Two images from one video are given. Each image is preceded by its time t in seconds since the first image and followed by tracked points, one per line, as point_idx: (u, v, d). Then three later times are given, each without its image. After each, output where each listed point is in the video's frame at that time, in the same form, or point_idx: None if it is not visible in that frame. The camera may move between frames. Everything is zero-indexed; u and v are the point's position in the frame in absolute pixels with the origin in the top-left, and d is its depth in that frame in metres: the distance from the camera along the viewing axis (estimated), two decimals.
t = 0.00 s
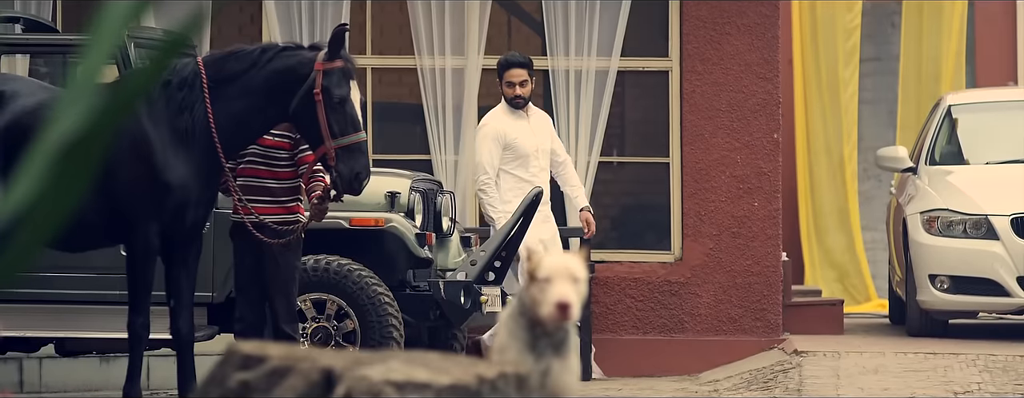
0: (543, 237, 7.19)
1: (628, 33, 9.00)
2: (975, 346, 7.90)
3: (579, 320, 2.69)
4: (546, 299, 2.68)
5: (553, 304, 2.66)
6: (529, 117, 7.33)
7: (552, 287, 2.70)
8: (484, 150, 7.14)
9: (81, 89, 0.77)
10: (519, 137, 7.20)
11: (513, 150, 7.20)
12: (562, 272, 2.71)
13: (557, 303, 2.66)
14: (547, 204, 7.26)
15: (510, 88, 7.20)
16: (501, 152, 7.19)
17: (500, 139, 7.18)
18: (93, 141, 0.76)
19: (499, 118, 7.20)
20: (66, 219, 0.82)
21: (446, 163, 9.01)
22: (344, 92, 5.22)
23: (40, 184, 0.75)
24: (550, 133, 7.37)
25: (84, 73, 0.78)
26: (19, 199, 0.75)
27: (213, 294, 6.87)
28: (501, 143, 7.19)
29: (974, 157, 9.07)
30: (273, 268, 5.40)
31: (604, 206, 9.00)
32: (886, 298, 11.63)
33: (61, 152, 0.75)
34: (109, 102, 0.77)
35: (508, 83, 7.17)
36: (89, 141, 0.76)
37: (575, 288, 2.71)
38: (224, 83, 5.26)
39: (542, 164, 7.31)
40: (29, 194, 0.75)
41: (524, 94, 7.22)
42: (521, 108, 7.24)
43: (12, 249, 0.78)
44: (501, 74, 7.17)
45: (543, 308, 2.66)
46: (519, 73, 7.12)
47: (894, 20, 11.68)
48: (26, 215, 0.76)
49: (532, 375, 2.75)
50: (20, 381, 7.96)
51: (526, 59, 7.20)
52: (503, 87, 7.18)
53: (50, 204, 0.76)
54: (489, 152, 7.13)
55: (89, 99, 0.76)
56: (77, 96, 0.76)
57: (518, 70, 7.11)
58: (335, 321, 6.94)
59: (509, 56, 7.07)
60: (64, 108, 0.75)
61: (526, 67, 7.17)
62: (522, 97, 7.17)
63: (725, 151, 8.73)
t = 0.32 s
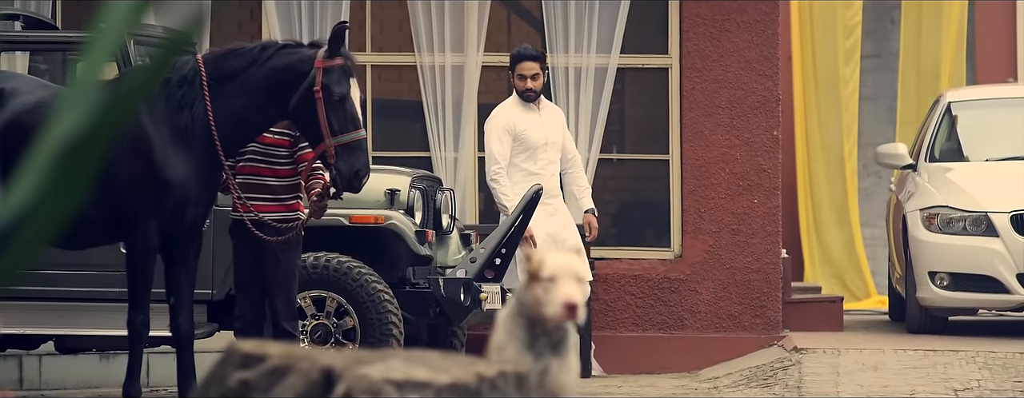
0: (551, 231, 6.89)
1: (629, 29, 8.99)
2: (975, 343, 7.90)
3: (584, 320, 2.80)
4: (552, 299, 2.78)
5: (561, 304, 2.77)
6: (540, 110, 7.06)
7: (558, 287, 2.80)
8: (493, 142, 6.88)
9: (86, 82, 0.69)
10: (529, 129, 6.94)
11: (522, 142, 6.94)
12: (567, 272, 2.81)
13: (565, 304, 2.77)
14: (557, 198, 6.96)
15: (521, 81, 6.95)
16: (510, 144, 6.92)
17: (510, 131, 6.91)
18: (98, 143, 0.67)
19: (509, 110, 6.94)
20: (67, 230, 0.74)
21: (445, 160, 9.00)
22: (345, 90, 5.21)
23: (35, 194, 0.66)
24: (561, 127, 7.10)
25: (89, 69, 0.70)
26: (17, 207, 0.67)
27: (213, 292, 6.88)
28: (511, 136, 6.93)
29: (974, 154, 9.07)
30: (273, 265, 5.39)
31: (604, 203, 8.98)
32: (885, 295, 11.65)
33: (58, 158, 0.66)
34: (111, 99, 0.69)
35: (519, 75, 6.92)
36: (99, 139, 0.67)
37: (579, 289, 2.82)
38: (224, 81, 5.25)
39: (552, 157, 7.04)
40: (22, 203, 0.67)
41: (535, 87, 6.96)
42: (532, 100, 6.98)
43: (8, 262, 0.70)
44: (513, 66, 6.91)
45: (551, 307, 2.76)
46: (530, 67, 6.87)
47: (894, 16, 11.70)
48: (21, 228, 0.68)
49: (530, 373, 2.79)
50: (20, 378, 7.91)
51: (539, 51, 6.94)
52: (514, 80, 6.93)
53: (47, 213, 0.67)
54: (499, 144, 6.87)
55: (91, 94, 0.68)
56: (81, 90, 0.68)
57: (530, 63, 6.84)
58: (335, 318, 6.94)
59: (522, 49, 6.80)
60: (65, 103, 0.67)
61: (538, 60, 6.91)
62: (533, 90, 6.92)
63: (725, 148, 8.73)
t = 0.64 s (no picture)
0: (558, 225, 6.88)
1: (628, 27, 8.99)
2: (974, 340, 7.90)
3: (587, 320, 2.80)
4: (554, 299, 2.79)
5: (563, 305, 2.78)
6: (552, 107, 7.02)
7: (559, 287, 2.81)
8: (501, 134, 6.87)
9: (84, 83, 0.70)
10: (537, 123, 6.91)
11: (529, 136, 6.92)
12: (569, 272, 2.83)
13: (567, 304, 2.78)
14: (566, 194, 6.93)
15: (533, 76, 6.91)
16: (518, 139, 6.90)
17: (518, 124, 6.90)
18: (101, 141, 0.68)
19: (518, 104, 6.94)
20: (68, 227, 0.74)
21: (445, 156, 8.99)
22: (344, 87, 5.22)
23: (36, 198, 0.67)
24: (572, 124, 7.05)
25: (89, 69, 0.71)
26: (16, 209, 0.68)
27: (213, 289, 6.87)
28: (519, 129, 6.91)
29: (974, 150, 9.06)
30: (273, 261, 5.39)
31: (604, 200, 8.99)
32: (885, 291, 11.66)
33: (59, 156, 0.66)
34: (112, 97, 0.70)
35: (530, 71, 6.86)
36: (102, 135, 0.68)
37: (581, 288, 2.83)
38: (224, 78, 5.24)
39: (562, 154, 6.99)
40: (20, 206, 0.68)
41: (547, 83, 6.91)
42: (543, 96, 6.94)
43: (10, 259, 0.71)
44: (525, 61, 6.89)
45: (553, 307, 2.77)
46: (542, 62, 6.81)
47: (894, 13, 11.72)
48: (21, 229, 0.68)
49: (530, 373, 2.80)
50: (19, 375, 7.88)
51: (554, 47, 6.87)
52: (525, 75, 6.89)
53: (48, 214, 0.68)
54: (506, 136, 6.86)
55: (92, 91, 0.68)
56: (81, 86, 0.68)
57: (541, 59, 6.79)
58: (335, 316, 6.95)
59: (533, 44, 6.74)
60: (68, 100, 0.67)
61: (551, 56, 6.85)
62: (544, 86, 6.87)
63: (725, 145, 8.72)
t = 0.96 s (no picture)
0: (568, 226, 6.49)
1: (627, 21, 8.98)
2: (974, 333, 7.90)
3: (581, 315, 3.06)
4: (552, 295, 3.02)
5: (560, 302, 3.01)
6: (575, 106, 6.61)
7: (558, 284, 3.04)
8: (517, 129, 6.53)
9: (85, 88, 1.12)
10: (556, 120, 6.53)
11: (547, 134, 6.54)
12: (566, 269, 3.06)
13: (564, 301, 3.02)
14: (584, 195, 6.52)
15: (557, 73, 6.53)
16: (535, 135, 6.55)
17: (537, 121, 6.54)
18: (93, 145, 1.10)
19: (540, 100, 6.57)
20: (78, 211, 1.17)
21: (444, 150, 8.96)
22: (344, 82, 5.22)
23: (46, 192, 1.09)
24: (596, 125, 6.64)
25: (84, 82, 1.12)
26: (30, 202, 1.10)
27: (212, 284, 6.87)
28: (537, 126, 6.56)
29: (973, 144, 9.06)
30: (272, 256, 5.39)
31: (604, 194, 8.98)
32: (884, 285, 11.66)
33: (61, 158, 1.08)
34: (103, 114, 1.12)
35: (556, 66, 6.52)
36: (96, 133, 1.10)
37: (579, 285, 3.07)
38: (223, 72, 5.21)
39: (583, 155, 6.57)
40: (33, 199, 1.10)
41: (571, 81, 6.53)
42: (567, 94, 6.55)
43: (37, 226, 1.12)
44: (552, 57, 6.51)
45: (553, 304, 3.00)
46: (569, 59, 6.45)
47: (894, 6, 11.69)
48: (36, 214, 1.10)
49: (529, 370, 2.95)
50: (19, 369, 7.93)
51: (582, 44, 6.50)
52: (550, 72, 6.52)
53: (49, 211, 1.11)
54: (522, 132, 6.51)
55: (83, 103, 1.10)
56: (77, 100, 1.10)
57: (568, 55, 6.43)
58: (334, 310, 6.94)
59: (559, 41, 6.39)
60: (67, 110, 1.09)
61: (579, 53, 6.47)
62: (569, 84, 6.51)
63: (725, 139, 8.72)
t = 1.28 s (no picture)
0: (576, 226, 6.43)
1: (627, 18, 8.98)
2: (974, 330, 7.90)
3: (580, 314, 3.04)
4: (551, 293, 3.01)
5: (559, 300, 3.00)
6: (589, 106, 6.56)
7: (557, 283, 3.03)
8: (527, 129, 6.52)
9: (84, 85, 1.11)
10: (566, 120, 6.48)
11: (557, 133, 6.50)
12: (565, 267, 3.05)
13: (563, 299, 3.01)
14: (594, 195, 6.46)
15: (571, 71, 6.49)
16: (545, 134, 6.52)
17: (547, 121, 6.51)
18: (94, 144, 1.09)
19: (552, 100, 6.54)
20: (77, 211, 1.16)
21: (444, 147, 8.95)
22: (344, 79, 5.22)
23: (45, 192, 1.08)
24: (609, 126, 6.56)
25: (84, 80, 1.11)
26: (29, 201, 1.09)
27: (211, 281, 6.87)
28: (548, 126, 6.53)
29: (973, 141, 9.06)
30: (271, 254, 5.37)
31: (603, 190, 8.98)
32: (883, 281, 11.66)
33: (60, 158, 1.07)
34: (104, 112, 1.10)
35: (570, 65, 6.47)
36: (94, 133, 1.09)
37: (578, 283, 3.07)
38: (222, 70, 5.20)
39: (594, 156, 6.51)
40: (32, 201, 1.09)
41: (585, 80, 6.47)
42: (580, 93, 6.50)
43: (35, 227, 1.11)
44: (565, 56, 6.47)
45: (552, 302, 2.99)
46: (581, 58, 6.40)
47: (894, 3, 11.67)
48: (36, 215, 1.09)
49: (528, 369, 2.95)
50: (19, 366, 7.92)
51: (597, 44, 6.44)
52: (564, 70, 6.49)
53: (49, 212, 1.10)
54: (531, 132, 6.49)
55: (83, 100, 1.09)
56: (76, 98, 1.09)
57: (581, 54, 6.39)
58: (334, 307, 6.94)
59: (573, 39, 6.37)
60: (67, 108, 1.08)
61: (593, 52, 6.42)
62: (581, 82, 6.45)
63: (724, 136, 8.71)
